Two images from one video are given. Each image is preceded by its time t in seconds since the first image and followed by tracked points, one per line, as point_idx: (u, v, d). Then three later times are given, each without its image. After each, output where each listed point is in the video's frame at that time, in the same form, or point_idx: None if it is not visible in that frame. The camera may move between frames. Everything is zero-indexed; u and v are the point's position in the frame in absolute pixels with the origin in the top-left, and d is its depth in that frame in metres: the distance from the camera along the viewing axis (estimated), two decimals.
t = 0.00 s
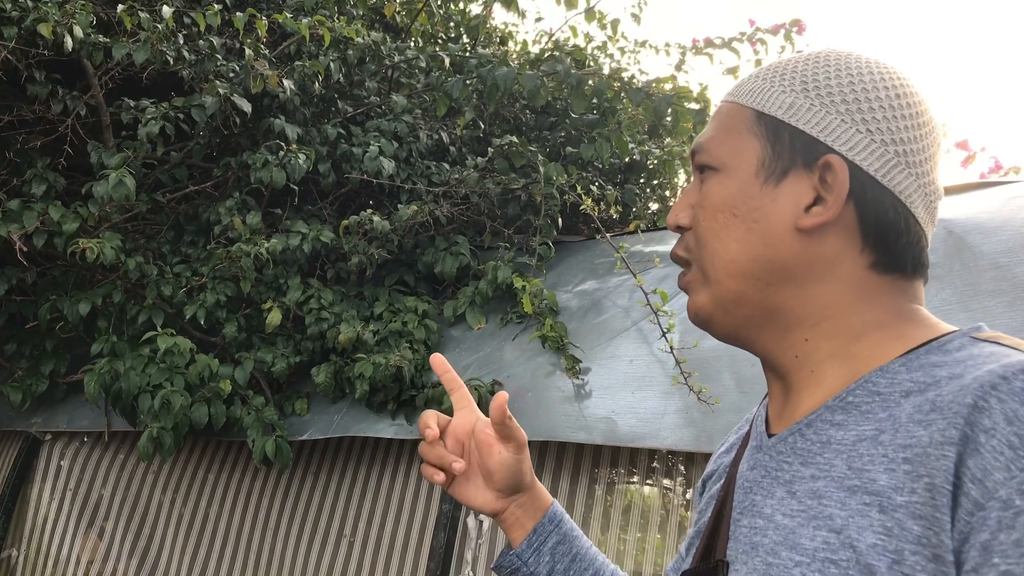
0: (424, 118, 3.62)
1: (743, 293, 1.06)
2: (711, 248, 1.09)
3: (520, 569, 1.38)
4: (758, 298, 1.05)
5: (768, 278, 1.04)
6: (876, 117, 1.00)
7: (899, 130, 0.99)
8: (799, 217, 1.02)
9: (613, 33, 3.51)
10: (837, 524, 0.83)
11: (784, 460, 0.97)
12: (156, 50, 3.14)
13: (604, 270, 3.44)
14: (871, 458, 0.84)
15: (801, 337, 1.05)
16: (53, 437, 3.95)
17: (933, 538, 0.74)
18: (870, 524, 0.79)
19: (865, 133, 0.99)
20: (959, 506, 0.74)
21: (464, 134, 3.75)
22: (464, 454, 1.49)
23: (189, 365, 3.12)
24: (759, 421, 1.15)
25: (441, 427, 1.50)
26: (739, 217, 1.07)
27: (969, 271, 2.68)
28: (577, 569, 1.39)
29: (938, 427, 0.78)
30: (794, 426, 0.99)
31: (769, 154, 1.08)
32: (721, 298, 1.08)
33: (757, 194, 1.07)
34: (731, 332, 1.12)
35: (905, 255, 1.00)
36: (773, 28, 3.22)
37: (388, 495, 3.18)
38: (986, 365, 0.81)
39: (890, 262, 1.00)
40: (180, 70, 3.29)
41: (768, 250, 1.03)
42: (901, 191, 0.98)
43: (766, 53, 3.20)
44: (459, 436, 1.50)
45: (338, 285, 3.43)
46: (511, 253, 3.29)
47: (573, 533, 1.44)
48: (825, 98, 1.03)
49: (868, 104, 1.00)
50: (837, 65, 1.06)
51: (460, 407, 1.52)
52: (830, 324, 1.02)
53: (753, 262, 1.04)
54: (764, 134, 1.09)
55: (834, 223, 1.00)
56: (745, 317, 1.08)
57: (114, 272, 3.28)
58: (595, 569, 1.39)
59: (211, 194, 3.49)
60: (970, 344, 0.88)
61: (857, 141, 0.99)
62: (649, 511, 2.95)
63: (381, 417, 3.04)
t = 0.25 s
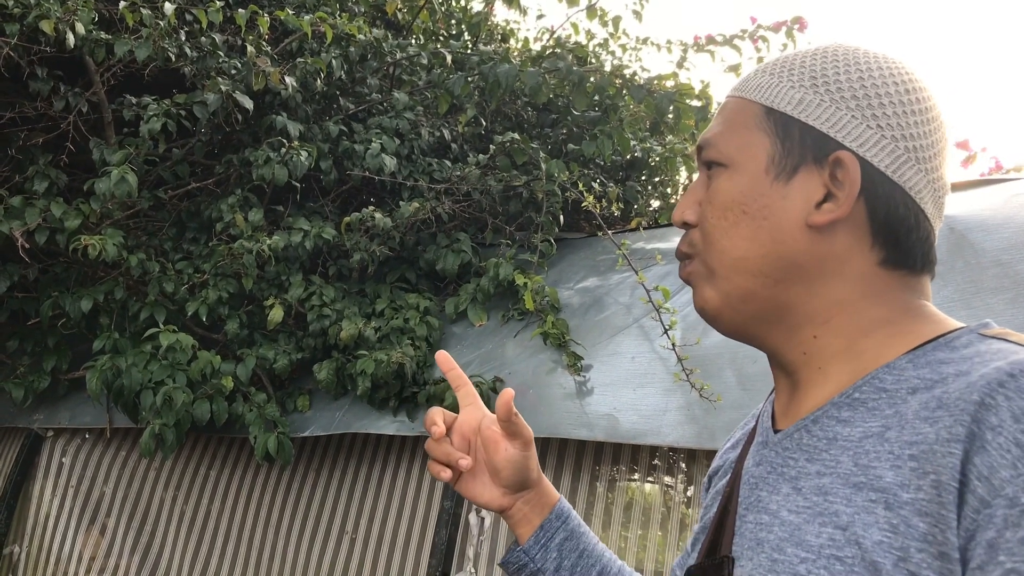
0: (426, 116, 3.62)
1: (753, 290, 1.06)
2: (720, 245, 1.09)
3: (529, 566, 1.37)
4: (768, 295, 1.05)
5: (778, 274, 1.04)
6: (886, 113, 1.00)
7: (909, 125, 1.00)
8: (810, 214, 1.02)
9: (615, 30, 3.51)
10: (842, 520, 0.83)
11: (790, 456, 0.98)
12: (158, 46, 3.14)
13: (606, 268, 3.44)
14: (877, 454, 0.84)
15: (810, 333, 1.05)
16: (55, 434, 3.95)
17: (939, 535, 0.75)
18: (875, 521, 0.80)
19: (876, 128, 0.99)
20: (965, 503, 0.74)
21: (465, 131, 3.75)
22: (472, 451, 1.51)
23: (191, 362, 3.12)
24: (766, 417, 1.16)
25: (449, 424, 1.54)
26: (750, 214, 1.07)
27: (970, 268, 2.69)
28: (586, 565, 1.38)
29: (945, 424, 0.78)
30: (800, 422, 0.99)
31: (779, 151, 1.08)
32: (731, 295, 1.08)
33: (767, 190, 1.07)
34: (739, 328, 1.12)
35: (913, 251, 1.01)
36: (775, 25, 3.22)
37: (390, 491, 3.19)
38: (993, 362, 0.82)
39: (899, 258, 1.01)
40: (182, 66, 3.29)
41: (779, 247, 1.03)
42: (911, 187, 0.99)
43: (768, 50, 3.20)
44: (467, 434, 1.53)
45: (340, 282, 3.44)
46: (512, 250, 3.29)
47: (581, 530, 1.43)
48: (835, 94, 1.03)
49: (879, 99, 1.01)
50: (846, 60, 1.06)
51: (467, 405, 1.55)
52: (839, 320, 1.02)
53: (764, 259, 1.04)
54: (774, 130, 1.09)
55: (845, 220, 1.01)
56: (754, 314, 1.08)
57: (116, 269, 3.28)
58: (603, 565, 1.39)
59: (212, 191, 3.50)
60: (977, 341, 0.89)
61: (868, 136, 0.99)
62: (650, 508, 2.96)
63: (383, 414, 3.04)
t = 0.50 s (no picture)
0: (425, 114, 3.61)
1: (749, 292, 1.06)
2: (717, 246, 1.09)
3: (531, 568, 1.37)
4: (765, 296, 1.05)
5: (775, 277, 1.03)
6: (885, 115, 0.99)
7: (908, 127, 0.99)
8: (805, 216, 1.02)
9: (615, 28, 3.50)
10: (846, 522, 0.83)
11: (793, 456, 0.97)
12: (157, 45, 3.14)
13: (605, 267, 3.43)
14: (880, 455, 0.84)
15: (808, 335, 1.05)
16: (54, 433, 3.95)
17: (943, 537, 0.74)
18: (879, 522, 0.79)
19: (873, 130, 0.99)
20: (969, 505, 0.73)
21: (464, 130, 3.74)
22: (473, 453, 1.49)
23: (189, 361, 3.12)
24: (769, 417, 1.16)
25: (450, 427, 1.52)
26: (745, 215, 1.07)
27: (971, 267, 2.68)
28: (589, 567, 1.38)
29: (949, 425, 0.78)
30: (803, 423, 0.99)
31: (776, 151, 1.07)
32: (727, 297, 1.08)
33: (764, 191, 1.06)
34: (737, 329, 1.12)
35: (911, 253, 1.00)
36: (774, 24, 3.21)
37: (389, 490, 3.18)
38: (997, 362, 0.81)
39: (898, 260, 1.00)
40: (181, 65, 3.28)
41: (775, 249, 1.03)
42: (909, 189, 0.99)
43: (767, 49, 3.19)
44: (467, 435, 1.51)
45: (339, 281, 3.43)
46: (512, 249, 3.28)
47: (584, 531, 1.43)
48: (834, 95, 1.02)
49: (877, 100, 1.00)
50: (846, 60, 1.05)
51: (468, 406, 1.53)
52: (836, 323, 1.02)
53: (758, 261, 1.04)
54: (772, 131, 1.09)
55: (841, 222, 1.00)
56: (751, 315, 1.08)
57: (115, 268, 3.28)
58: (606, 567, 1.38)
59: (211, 189, 3.49)
60: (982, 341, 0.88)
61: (865, 138, 0.99)
62: (650, 507, 2.96)
63: (382, 413, 3.04)
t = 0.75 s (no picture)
0: (423, 116, 3.61)
1: (742, 295, 1.06)
2: (710, 249, 1.10)
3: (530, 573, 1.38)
4: (757, 299, 1.06)
5: (766, 280, 1.04)
6: (877, 119, 0.99)
7: (901, 131, 0.99)
8: (797, 220, 1.02)
9: (612, 30, 3.50)
10: (844, 526, 0.83)
11: (792, 460, 0.97)
12: (154, 48, 3.14)
13: (604, 268, 3.43)
14: (878, 459, 0.84)
15: (803, 338, 1.05)
16: (53, 435, 3.94)
17: (940, 541, 0.74)
18: (877, 526, 0.80)
19: (865, 135, 0.99)
20: (967, 508, 0.74)
21: (462, 131, 3.74)
22: (471, 458, 1.49)
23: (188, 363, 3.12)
24: (767, 422, 1.16)
25: (449, 432, 1.52)
26: (737, 219, 1.08)
27: (968, 268, 2.69)
28: (587, 571, 1.38)
29: (946, 429, 0.78)
30: (801, 427, 0.99)
31: (768, 156, 1.08)
32: (720, 299, 1.09)
33: (756, 195, 1.07)
34: (732, 331, 1.12)
35: (906, 257, 1.00)
36: (772, 25, 3.22)
37: (388, 492, 3.18)
38: (993, 366, 0.82)
39: (891, 264, 1.00)
40: (178, 68, 3.28)
41: (766, 252, 1.04)
42: (902, 193, 0.98)
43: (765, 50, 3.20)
44: (465, 441, 1.51)
45: (338, 283, 3.43)
46: (510, 251, 3.28)
47: (582, 536, 1.43)
48: (826, 99, 1.03)
49: (869, 104, 1.00)
50: (841, 64, 1.05)
51: (466, 411, 1.53)
52: (830, 326, 1.02)
53: (750, 264, 1.05)
54: (765, 135, 1.09)
55: (832, 226, 1.01)
56: (744, 318, 1.08)
57: (113, 271, 3.28)
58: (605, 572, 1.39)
59: (209, 191, 3.49)
60: (978, 345, 0.88)
61: (856, 143, 0.99)
62: (649, 508, 2.96)
63: (380, 415, 3.04)
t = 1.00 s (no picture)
0: (420, 118, 3.60)
1: (740, 296, 1.06)
2: (709, 252, 1.10)
3: (529, 571, 1.37)
4: (756, 301, 1.05)
5: (765, 281, 1.04)
6: (875, 121, 0.99)
7: (900, 133, 0.98)
8: (795, 222, 1.02)
9: (609, 31, 3.50)
10: (840, 525, 0.83)
11: (788, 460, 0.97)
12: (150, 50, 3.14)
13: (601, 269, 3.43)
14: (874, 459, 0.84)
15: (802, 341, 1.04)
16: (49, 438, 3.94)
17: (935, 541, 0.74)
18: (873, 526, 0.79)
19: (863, 137, 0.99)
20: (961, 508, 0.74)
21: (458, 133, 3.73)
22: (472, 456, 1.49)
23: (184, 365, 3.11)
24: (765, 422, 1.15)
25: (449, 431, 1.51)
26: (736, 221, 1.08)
27: (965, 269, 2.69)
28: (586, 571, 1.37)
29: (942, 429, 0.78)
30: (798, 427, 0.99)
31: (767, 158, 1.08)
32: (720, 301, 1.08)
33: (755, 197, 1.07)
34: (732, 334, 1.12)
35: (905, 260, 1.00)
36: (768, 27, 3.21)
37: (385, 495, 3.18)
38: (990, 368, 0.81)
39: (890, 266, 1.00)
40: (174, 70, 3.26)
41: (764, 254, 1.04)
42: (901, 196, 0.98)
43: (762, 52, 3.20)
44: (466, 439, 1.50)
45: (334, 285, 3.42)
46: (506, 253, 3.28)
47: (582, 535, 1.42)
48: (825, 102, 1.02)
49: (868, 106, 1.00)
50: (841, 66, 1.05)
51: (466, 409, 1.52)
52: (829, 328, 1.02)
53: (749, 266, 1.05)
54: (764, 137, 1.09)
55: (830, 227, 1.00)
56: (743, 320, 1.08)
57: (109, 273, 3.27)
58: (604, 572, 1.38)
59: (205, 194, 3.49)
60: (976, 347, 0.88)
61: (854, 145, 0.99)
62: (646, 509, 2.95)
63: (377, 418, 3.03)
